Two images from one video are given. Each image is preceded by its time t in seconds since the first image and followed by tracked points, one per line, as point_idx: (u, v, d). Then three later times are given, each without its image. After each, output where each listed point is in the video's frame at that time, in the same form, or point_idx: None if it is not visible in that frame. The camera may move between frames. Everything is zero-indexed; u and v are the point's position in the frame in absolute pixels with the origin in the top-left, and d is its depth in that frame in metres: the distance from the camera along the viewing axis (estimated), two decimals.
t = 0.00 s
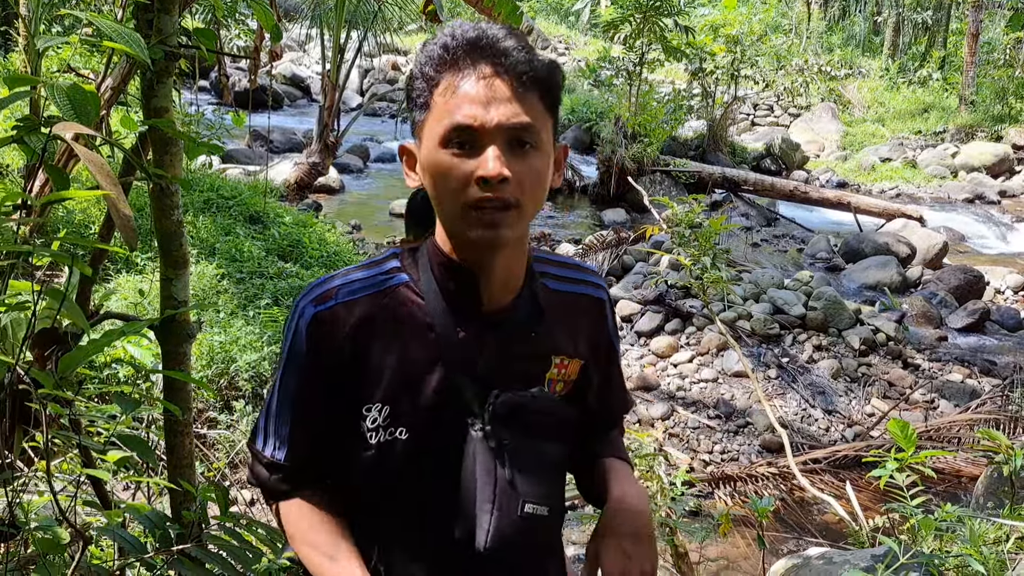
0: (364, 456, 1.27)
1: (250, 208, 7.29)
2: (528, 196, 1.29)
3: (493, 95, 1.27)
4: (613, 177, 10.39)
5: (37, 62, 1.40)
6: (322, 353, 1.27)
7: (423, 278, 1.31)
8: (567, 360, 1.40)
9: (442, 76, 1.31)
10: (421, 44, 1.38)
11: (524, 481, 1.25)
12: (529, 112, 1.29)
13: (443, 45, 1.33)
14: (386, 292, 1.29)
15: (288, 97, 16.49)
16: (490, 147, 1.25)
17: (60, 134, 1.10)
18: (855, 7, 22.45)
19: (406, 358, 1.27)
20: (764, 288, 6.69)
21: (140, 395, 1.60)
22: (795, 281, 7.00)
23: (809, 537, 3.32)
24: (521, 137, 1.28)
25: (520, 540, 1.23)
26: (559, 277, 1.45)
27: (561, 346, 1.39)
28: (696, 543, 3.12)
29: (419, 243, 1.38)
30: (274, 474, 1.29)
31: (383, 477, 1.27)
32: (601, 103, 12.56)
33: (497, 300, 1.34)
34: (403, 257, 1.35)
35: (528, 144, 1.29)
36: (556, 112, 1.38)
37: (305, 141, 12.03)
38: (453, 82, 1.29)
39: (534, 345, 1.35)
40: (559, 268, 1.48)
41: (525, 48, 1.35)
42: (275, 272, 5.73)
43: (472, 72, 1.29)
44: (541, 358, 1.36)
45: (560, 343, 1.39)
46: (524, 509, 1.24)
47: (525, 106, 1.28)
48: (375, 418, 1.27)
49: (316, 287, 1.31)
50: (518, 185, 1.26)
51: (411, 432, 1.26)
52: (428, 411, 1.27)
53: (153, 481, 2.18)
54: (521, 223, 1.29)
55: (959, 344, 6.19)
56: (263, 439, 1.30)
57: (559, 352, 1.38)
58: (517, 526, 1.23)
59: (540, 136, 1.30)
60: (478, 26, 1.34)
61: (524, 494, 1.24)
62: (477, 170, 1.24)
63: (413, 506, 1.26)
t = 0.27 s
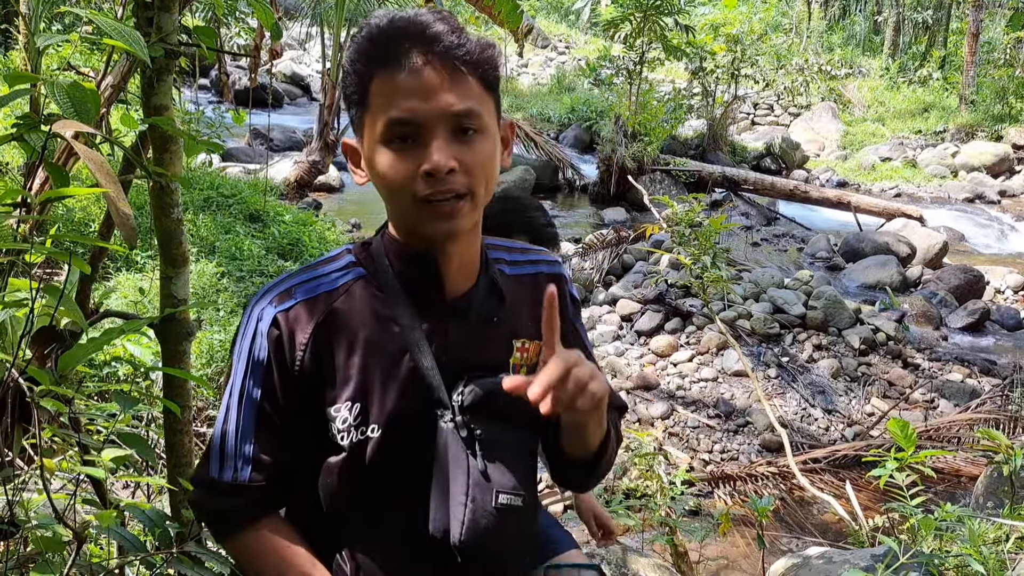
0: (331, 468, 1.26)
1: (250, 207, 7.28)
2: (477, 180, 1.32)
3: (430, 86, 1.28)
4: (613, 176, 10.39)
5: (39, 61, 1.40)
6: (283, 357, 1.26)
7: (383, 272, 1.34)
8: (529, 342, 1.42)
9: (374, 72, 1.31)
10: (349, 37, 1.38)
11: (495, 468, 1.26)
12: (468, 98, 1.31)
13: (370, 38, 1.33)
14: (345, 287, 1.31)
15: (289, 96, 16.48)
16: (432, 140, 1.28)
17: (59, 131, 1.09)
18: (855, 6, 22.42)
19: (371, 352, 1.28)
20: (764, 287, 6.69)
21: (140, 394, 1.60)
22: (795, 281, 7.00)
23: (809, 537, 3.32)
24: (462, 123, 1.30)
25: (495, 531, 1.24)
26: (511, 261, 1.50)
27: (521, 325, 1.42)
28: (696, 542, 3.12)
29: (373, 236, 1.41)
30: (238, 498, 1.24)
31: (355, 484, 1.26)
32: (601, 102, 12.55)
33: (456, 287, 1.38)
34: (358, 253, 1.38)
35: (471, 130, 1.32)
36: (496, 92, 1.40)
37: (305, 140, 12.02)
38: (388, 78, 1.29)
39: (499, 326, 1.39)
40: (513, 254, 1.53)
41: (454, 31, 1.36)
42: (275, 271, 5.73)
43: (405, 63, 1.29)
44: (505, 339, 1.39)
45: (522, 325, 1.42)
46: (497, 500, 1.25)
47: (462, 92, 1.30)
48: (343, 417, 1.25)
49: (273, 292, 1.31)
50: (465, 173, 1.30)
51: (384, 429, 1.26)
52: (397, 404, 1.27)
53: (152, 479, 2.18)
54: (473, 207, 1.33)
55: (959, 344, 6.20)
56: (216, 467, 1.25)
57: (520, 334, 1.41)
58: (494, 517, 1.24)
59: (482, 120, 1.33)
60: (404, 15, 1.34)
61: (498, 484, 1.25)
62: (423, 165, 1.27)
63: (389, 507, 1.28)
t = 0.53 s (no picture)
0: (285, 485, 1.06)
1: (250, 207, 7.28)
2: (423, 174, 1.10)
3: (363, 74, 1.08)
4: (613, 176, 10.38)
5: (38, 60, 1.41)
6: (228, 366, 1.06)
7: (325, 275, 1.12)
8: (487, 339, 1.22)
9: (302, 66, 1.11)
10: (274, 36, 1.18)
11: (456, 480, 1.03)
12: (406, 86, 1.10)
13: (297, 32, 1.14)
14: (291, 292, 1.12)
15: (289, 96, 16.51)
16: (371, 131, 1.07)
17: (60, 132, 1.09)
18: (855, 7, 22.44)
19: (318, 356, 1.08)
20: (764, 288, 6.69)
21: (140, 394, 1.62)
22: (795, 281, 7.00)
23: (808, 538, 3.31)
24: (400, 114, 1.09)
25: (457, 548, 1.02)
26: (468, 252, 1.30)
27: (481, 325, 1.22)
28: (694, 543, 3.11)
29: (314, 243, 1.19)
30: (185, 526, 1.04)
31: (311, 498, 1.06)
32: (602, 102, 12.54)
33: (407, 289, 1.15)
34: (301, 259, 1.17)
35: (410, 121, 1.10)
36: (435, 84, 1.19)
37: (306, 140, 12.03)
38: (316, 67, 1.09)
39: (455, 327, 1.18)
40: (471, 250, 1.31)
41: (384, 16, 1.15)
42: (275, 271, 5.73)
43: (332, 52, 1.09)
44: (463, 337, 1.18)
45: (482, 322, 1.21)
46: (456, 510, 1.02)
47: (398, 79, 1.09)
48: (295, 428, 1.06)
49: (212, 300, 1.12)
50: (410, 166, 1.08)
51: (337, 440, 1.06)
52: (348, 413, 1.06)
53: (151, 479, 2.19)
54: (421, 207, 1.11)
55: (958, 345, 6.20)
56: (165, 487, 1.05)
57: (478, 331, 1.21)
58: (456, 530, 1.02)
59: (422, 109, 1.11)
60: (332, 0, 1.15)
61: (461, 491, 1.03)
62: (361, 160, 1.05)
63: (349, 527, 1.08)
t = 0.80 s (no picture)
0: (250, 504, 1.01)
1: (250, 208, 7.28)
2: (376, 173, 1.04)
3: (308, 70, 1.02)
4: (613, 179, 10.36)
5: (39, 62, 1.41)
6: (183, 383, 0.98)
7: (282, 286, 1.05)
8: (458, 347, 1.15)
9: (244, 66, 1.05)
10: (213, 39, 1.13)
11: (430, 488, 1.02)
12: (352, 82, 1.04)
13: (236, 33, 1.08)
14: (246, 307, 1.02)
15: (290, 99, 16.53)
16: (316, 128, 1.00)
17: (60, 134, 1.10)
18: (856, 10, 22.48)
19: (279, 371, 1.01)
20: (764, 291, 6.68)
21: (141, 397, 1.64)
22: (795, 285, 7.00)
23: (808, 542, 3.30)
24: (348, 112, 1.03)
25: (435, 555, 1.02)
26: (436, 263, 1.21)
27: (452, 331, 1.14)
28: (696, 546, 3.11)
29: (271, 250, 1.11)
30: (142, 551, 0.98)
31: (276, 514, 1.01)
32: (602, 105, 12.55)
33: (367, 296, 1.09)
34: (256, 268, 1.09)
35: (359, 116, 1.04)
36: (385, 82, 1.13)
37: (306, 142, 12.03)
38: (259, 67, 1.03)
39: (421, 339, 1.11)
40: (436, 252, 1.24)
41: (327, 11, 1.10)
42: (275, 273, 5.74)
43: (276, 50, 1.03)
44: (430, 345, 1.11)
45: (449, 329, 1.14)
46: (433, 516, 1.01)
47: (344, 74, 1.04)
48: (255, 446, 1.00)
49: (162, 313, 1.02)
50: (360, 164, 1.01)
51: (300, 456, 1.01)
52: (314, 429, 1.01)
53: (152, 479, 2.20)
54: (375, 206, 1.05)
55: (958, 348, 6.19)
56: (122, 503, 0.99)
57: (448, 340, 1.13)
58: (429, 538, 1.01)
59: (372, 104, 1.06)
60: None
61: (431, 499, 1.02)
62: (308, 159, 0.99)
63: (315, 548, 1.01)
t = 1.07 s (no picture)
0: (229, 514, 1.03)
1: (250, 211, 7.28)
2: (354, 179, 1.04)
3: (284, 77, 1.01)
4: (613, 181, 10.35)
5: (39, 63, 1.41)
6: (158, 397, 0.99)
7: (260, 295, 1.06)
8: (439, 351, 1.15)
9: (219, 74, 1.05)
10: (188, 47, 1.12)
11: (417, 491, 1.07)
12: (329, 89, 1.04)
13: (209, 40, 1.07)
14: (221, 318, 1.03)
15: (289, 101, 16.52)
16: (292, 136, 1.00)
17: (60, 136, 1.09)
18: (855, 13, 22.52)
19: (257, 382, 1.02)
20: (764, 294, 6.68)
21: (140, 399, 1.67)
22: (795, 288, 7.00)
23: (808, 545, 3.30)
24: (325, 117, 1.03)
25: (419, 556, 1.07)
26: (416, 266, 1.21)
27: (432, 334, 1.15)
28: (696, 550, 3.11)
29: (249, 259, 1.12)
30: (125, 558, 1.01)
31: (257, 523, 1.03)
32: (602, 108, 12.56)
33: (347, 304, 1.09)
34: (232, 277, 1.09)
35: (335, 123, 1.04)
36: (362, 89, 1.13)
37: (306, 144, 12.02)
38: (234, 74, 1.03)
39: (402, 343, 1.11)
40: (417, 252, 1.23)
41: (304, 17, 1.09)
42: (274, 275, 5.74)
43: (250, 57, 1.03)
44: (411, 350, 1.12)
45: (428, 332, 1.14)
46: (420, 519, 1.07)
47: (319, 80, 1.03)
48: (233, 457, 1.01)
49: (137, 323, 1.03)
50: (337, 171, 1.01)
51: (280, 466, 1.02)
52: (292, 439, 1.02)
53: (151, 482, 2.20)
54: (353, 212, 1.04)
55: (958, 351, 6.20)
56: (102, 516, 1.02)
57: (429, 343, 1.14)
58: (414, 540, 1.06)
59: (348, 111, 1.05)
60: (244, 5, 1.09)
61: (418, 507, 1.07)
62: (284, 166, 0.98)
63: (296, 554, 1.03)
